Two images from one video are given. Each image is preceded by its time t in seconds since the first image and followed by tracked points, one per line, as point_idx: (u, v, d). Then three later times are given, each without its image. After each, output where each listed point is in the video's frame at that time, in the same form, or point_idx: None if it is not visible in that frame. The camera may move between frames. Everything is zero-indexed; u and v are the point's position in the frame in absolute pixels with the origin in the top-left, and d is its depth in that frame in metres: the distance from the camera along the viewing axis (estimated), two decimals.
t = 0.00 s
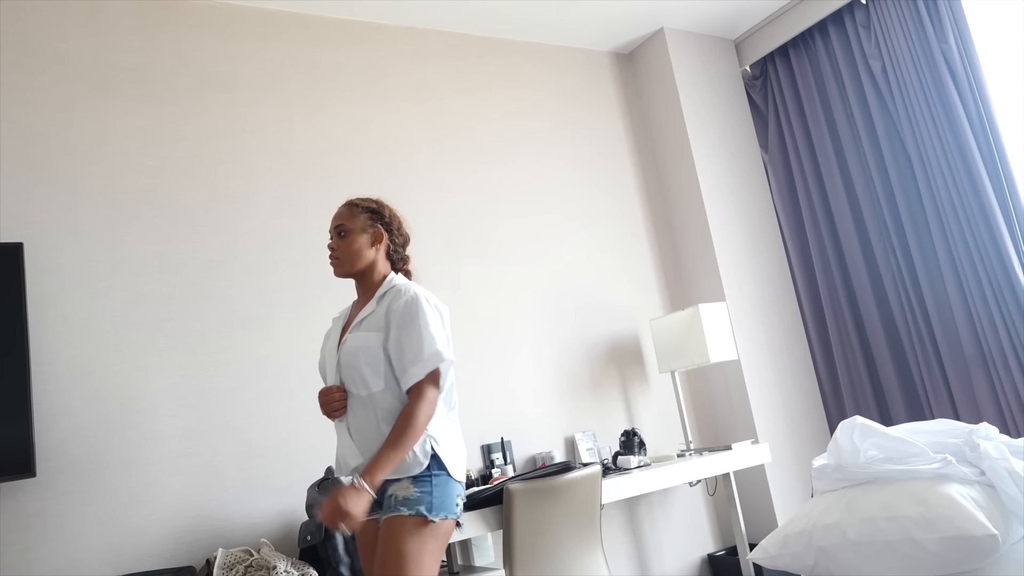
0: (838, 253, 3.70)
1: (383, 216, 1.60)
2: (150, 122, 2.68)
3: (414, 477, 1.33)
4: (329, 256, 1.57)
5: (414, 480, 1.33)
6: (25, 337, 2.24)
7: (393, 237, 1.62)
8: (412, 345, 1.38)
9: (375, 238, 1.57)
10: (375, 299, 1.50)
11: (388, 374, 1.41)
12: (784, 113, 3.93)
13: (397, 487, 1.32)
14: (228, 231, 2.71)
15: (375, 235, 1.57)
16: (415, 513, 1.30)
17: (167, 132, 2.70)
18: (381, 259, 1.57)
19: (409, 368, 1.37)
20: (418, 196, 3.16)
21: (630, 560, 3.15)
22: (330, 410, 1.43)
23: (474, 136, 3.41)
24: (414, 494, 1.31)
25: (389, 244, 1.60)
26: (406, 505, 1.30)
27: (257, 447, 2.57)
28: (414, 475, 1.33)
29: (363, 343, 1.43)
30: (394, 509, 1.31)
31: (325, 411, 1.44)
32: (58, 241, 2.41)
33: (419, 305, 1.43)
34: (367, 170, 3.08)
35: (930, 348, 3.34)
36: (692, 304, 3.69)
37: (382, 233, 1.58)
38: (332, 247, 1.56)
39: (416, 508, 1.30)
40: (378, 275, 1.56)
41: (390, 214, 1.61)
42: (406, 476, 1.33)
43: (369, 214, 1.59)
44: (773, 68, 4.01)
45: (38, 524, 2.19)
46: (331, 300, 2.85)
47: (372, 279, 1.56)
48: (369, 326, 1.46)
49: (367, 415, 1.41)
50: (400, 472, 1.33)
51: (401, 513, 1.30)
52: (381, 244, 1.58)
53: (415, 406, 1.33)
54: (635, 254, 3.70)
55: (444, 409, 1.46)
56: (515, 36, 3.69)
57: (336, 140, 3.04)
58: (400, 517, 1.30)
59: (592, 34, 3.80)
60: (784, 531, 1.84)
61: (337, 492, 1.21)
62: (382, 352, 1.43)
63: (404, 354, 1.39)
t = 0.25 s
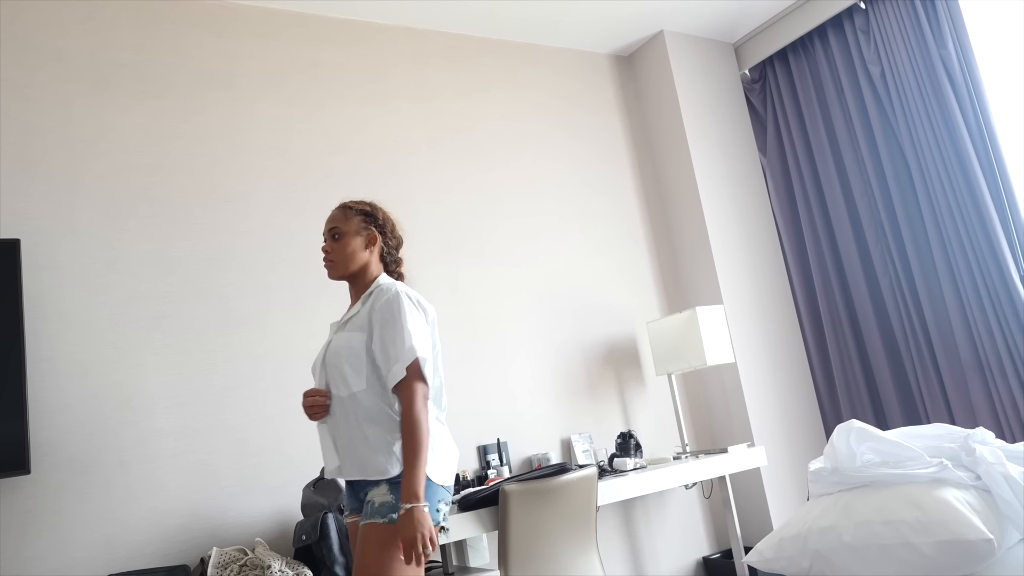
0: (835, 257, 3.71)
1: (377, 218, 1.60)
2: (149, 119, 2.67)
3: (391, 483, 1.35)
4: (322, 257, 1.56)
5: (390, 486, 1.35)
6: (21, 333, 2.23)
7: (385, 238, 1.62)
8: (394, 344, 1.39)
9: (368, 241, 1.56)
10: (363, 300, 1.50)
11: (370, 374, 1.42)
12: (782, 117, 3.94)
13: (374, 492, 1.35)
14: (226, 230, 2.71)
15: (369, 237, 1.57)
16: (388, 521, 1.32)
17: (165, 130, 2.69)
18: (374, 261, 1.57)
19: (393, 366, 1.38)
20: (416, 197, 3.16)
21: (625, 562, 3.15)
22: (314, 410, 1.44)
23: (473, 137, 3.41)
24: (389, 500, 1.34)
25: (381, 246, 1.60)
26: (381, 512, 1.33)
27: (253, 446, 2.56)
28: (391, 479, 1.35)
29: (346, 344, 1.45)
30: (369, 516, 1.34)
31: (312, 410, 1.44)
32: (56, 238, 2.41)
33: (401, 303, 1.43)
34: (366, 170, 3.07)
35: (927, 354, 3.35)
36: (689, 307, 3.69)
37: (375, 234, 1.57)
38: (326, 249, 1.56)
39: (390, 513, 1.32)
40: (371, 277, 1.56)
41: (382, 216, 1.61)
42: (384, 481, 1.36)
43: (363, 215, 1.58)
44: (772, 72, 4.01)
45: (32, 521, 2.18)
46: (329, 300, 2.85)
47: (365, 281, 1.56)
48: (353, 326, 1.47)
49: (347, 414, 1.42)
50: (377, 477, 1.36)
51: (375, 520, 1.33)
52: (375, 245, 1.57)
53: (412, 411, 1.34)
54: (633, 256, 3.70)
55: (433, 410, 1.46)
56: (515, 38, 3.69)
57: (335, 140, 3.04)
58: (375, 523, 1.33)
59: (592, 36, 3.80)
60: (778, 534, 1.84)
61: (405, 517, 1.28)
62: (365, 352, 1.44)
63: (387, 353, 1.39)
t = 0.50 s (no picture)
0: (833, 259, 3.72)
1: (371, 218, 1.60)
2: (148, 117, 2.67)
3: (390, 480, 1.35)
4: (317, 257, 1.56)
5: (389, 483, 1.35)
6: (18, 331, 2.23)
7: (381, 237, 1.62)
8: (396, 343, 1.40)
9: (364, 240, 1.57)
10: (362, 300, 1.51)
11: (371, 373, 1.43)
12: (781, 119, 3.95)
13: (373, 490, 1.35)
14: (224, 228, 2.71)
15: (364, 237, 1.57)
16: (388, 517, 1.31)
17: (164, 128, 2.69)
18: (369, 261, 1.58)
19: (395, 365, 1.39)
20: (415, 196, 3.15)
21: (622, 563, 3.15)
22: (306, 431, 1.46)
23: (472, 137, 3.41)
24: (389, 496, 1.33)
25: (377, 245, 1.60)
26: (379, 509, 1.32)
27: (250, 445, 2.56)
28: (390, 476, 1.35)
29: (346, 342, 1.45)
30: (368, 514, 1.33)
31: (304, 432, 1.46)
32: (54, 235, 2.40)
33: (405, 302, 1.44)
34: (365, 169, 3.07)
35: (924, 356, 3.35)
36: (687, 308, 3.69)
37: (370, 234, 1.58)
38: (321, 249, 1.56)
39: (390, 510, 1.32)
40: (367, 276, 1.57)
41: (377, 215, 1.61)
42: (383, 478, 1.35)
43: (358, 214, 1.58)
44: (771, 74, 4.02)
45: (28, 519, 2.18)
46: (327, 299, 2.85)
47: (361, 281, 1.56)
48: (353, 324, 1.48)
49: (345, 413, 1.42)
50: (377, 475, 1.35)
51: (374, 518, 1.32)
52: (370, 245, 1.57)
53: (418, 409, 1.35)
54: (631, 257, 3.70)
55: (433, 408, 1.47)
56: (515, 38, 3.69)
57: (334, 139, 3.04)
58: (373, 521, 1.32)
59: (591, 37, 3.81)
60: (775, 535, 1.84)
61: (407, 515, 1.27)
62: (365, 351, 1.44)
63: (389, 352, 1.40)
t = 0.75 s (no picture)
0: (832, 259, 3.72)
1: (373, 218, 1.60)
2: (147, 115, 2.67)
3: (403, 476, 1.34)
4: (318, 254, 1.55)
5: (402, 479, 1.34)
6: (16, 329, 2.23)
7: (380, 238, 1.62)
8: (411, 344, 1.41)
9: (366, 241, 1.57)
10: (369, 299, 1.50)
11: (381, 371, 1.43)
12: (780, 120, 3.95)
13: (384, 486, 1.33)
14: (223, 226, 2.70)
15: (367, 237, 1.57)
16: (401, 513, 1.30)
17: (163, 126, 2.69)
18: (370, 261, 1.58)
19: (410, 365, 1.39)
20: (414, 195, 3.15)
21: (619, 562, 3.15)
22: (313, 430, 1.44)
23: (471, 136, 3.40)
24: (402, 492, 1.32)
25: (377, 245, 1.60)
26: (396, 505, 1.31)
27: (248, 443, 2.56)
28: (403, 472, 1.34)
29: (358, 339, 1.44)
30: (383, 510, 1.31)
31: (310, 432, 1.45)
32: (52, 233, 2.40)
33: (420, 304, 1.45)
34: (364, 168, 3.07)
35: (922, 358, 3.35)
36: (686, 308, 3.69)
37: (373, 234, 1.58)
38: (323, 246, 1.54)
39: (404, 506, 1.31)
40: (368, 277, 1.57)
41: (379, 216, 1.61)
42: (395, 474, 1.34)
43: (361, 213, 1.57)
44: (770, 74, 4.02)
45: (25, 517, 2.18)
46: (325, 297, 2.85)
47: (362, 281, 1.56)
48: (363, 321, 1.47)
49: (355, 410, 1.42)
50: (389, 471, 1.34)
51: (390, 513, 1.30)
52: (372, 246, 1.58)
53: (423, 406, 1.35)
54: (630, 257, 3.70)
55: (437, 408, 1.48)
56: (515, 37, 3.69)
57: (333, 137, 3.03)
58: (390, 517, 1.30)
59: (591, 37, 3.81)
60: (773, 535, 1.84)
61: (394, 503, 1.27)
62: (376, 349, 1.44)
63: (403, 352, 1.41)
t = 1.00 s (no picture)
0: (832, 259, 3.71)
1: (381, 220, 1.59)
2: (148, 112, 2.67)
3: (416, 471, 1.35)
4: (330, 249, 1.50)
5: (416, 474, 1.35)
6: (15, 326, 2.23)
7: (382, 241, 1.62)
8: (430, 343, 1.41)
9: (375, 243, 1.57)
10: (381, 297, 1.48)
11: (397, 368, 1.42)
12: (781, 120, 3.95)
13: (397, 481, 1.34)
14: (223, 224, 2.70)
15: (376, 240, 1.57)
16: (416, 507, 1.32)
17: (163, 123, 2.69)
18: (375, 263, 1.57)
19: (430, 364, 1.39)
20: (414, 194, 3.15)
21: (618, 562, 3.15)
22: (325, 428, 1.39)
23: (472, 135, 3.40)
24: (416, 487, 1.34)
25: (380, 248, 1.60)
26: (408, 499, 1.32)
27: (247, 440, 2.56)
28: (417, 467, 1.35)
29: (374, 336, 1.41)
30: (394, 504, 1.32)
31: (321, 429, 1.40)
32: (52, 230, 2.40)
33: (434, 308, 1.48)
34: (364, 166, 3.07)
35: (922, 359, 3.36)
36: (685, 308, 3.69)
37: (380, 237, 1.58)
38: (339, 241, 1.50)
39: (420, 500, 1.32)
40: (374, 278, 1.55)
41: (385, 218, 1.61)
42: (409, 470, 1.35)
43: (373, 213, 1.56)
44: (771, 74, 4.02)
45: (24, 513, 2.18)
46: (325, 295, 2.84)
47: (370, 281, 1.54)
48: (377, 318, 1.45)
49: (371, 407, 1.39)
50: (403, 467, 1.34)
51: (402, 508, 1.31)
52: (378, 248, 1.58)
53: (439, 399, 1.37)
54: (630, 257, 3.70)
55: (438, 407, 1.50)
56: (515, 36, 3.69)
57: (333, 135, 3.03)
58: (402, 511, 1.31)
59: (592, 36, 3.80)
60: (772, 535, 1.85)
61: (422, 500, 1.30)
62: (392, 346, 1.43)
63: (422, 350, 1.41)
